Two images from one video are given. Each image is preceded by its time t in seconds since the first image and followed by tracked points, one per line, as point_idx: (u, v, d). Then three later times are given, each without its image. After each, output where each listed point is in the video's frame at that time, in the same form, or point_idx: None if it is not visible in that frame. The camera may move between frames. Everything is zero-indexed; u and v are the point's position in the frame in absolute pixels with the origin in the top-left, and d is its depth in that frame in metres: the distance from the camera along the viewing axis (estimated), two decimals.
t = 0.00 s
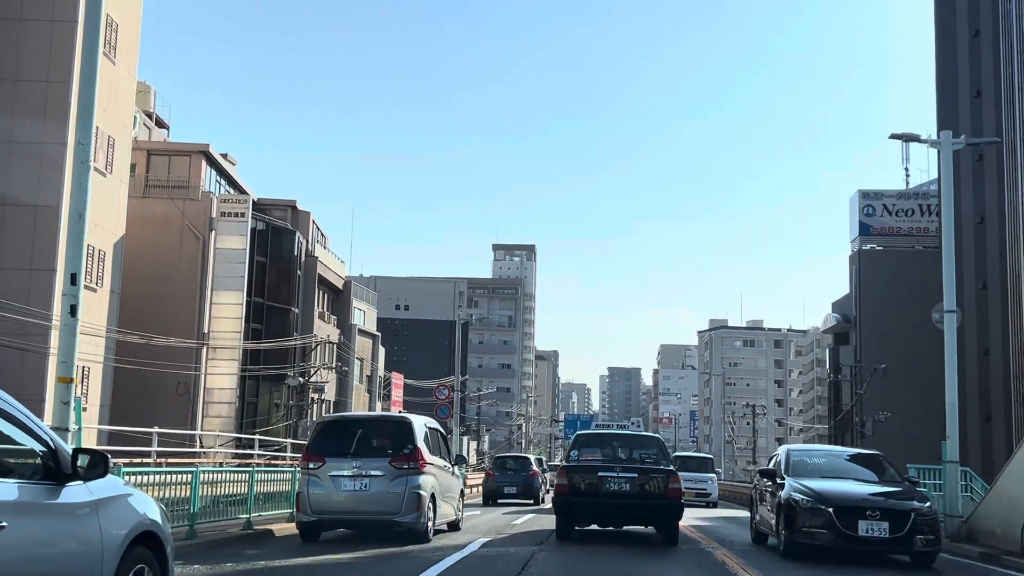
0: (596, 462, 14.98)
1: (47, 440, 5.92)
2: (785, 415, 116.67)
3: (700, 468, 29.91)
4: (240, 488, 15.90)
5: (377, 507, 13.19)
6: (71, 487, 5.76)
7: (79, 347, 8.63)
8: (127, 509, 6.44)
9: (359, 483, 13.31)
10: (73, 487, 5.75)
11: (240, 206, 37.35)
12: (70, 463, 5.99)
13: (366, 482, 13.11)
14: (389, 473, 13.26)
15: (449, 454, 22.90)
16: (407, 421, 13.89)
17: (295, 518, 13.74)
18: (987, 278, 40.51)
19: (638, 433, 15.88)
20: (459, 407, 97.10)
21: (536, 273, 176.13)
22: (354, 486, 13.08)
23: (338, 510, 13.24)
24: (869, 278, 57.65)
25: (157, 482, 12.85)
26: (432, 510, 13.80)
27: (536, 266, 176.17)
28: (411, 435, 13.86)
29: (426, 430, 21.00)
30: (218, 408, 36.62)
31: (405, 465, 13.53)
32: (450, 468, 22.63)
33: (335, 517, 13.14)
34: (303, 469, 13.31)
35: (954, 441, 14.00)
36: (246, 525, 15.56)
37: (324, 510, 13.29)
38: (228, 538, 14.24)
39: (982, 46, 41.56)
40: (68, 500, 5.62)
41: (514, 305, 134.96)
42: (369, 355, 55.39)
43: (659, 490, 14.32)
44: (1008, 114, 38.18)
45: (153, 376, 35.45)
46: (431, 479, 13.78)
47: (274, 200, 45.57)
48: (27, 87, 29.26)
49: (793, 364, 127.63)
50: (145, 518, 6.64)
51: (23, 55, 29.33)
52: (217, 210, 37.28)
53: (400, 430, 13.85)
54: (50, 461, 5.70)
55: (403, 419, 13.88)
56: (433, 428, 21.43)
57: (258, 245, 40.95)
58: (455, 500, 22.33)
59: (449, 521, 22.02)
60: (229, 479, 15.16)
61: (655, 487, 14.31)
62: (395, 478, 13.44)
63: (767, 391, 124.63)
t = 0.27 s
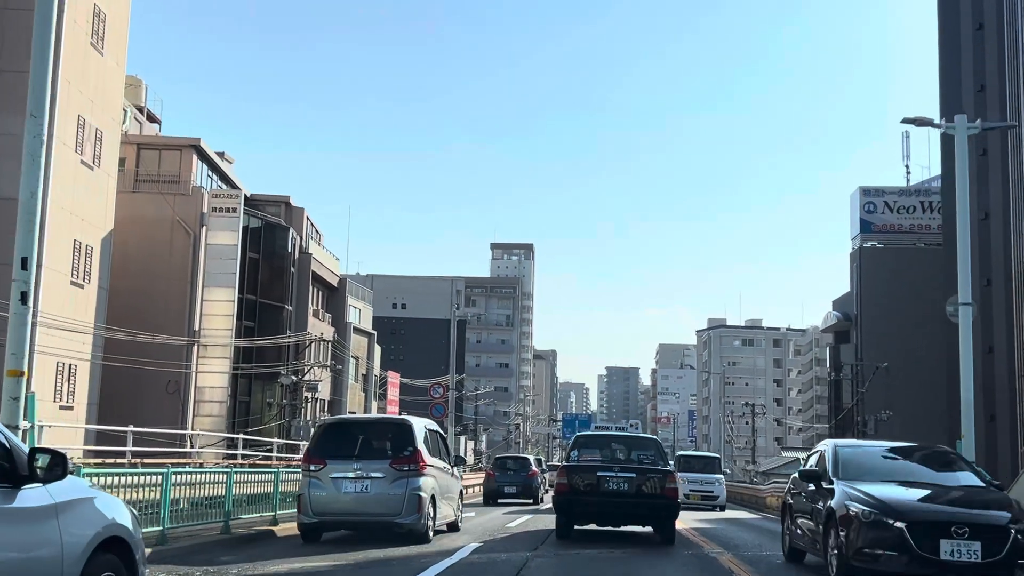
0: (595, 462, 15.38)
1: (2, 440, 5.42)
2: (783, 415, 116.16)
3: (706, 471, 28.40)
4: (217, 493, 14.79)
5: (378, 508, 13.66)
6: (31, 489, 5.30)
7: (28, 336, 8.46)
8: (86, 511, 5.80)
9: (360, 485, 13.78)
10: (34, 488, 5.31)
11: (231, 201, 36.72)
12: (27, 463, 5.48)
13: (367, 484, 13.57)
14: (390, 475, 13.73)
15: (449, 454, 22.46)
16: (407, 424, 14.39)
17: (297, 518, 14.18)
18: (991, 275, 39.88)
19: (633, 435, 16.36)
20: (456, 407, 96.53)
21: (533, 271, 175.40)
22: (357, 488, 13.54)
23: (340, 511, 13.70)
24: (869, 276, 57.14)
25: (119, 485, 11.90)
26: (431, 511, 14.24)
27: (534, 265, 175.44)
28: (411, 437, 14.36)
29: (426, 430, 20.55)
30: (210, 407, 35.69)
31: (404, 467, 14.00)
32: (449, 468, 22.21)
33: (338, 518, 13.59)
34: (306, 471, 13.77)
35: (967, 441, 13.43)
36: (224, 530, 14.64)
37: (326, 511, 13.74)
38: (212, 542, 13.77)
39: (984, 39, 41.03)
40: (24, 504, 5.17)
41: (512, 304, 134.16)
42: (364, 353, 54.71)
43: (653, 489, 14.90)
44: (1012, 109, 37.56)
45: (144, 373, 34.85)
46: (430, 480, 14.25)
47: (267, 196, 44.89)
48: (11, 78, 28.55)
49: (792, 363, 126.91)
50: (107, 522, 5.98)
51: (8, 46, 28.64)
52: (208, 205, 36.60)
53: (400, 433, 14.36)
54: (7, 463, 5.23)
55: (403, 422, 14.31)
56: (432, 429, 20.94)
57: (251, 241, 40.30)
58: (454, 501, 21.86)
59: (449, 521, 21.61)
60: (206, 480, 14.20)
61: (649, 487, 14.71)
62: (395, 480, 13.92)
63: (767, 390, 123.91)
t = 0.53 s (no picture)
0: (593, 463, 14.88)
1: None
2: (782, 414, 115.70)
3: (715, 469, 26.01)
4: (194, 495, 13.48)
5: (379, 508, 13.25)
6: None
7: None
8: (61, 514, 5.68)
9: (361, 485, 13.40)
10: None
11: (222, 196, 36.03)
12: None
13: (368, 484, 13.19)
14: (391, 475, 13.32)
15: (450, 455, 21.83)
16: (408, 423, 14.01)
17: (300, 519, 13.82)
18: (996, 271, 39.25)
19: (632, 436, 15.84)
20: (454, 406, 95.98)
21: (531, 271, 174.87)
22: (358, 488, 13.13)
23: (341, 512, 13.28)
24: (869, 273, 56.53)
25: (81, 486, 10.71)
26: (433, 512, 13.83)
27: (531, 265, 174.88)
28: (412, 437, 13.96)
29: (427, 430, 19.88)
30: (200, 405, 35.07)
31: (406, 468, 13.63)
32: (449, 468, 21.59)
33: (339, 519, 13.17)
34: (307, 472, 13.43)
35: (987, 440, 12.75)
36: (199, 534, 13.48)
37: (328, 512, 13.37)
38: (194, 545, 13.04)
39: (988, 32, 40.42)
40: None
41: (510, 303, 133.48)
42: (359, 352, 53.99)
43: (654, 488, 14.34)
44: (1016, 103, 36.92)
45: (134, 371, 34.15)
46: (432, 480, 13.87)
47: (260, 192, 44.18)
48: None
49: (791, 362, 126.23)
50: (83, 524, 5.86)
51: None
52: (199, 200, 35.97)
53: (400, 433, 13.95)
54: None
55: (404, 422, 13.92)
56: (432, 430, 20.22)
57: (242, 237, 39.61)
58: (453, 501, 21.25)
59: (449, 523, 21.00)
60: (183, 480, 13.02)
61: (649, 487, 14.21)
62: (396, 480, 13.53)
63: (765, 389, 123.22)
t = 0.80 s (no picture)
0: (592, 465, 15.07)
1: None
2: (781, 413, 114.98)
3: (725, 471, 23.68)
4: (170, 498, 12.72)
5: (380, 508, 13.31)
6: None
7: None
8: (38, 516, 5.58)
9: (362, 485, 13.47)
10: None
11: (212, 190, 35.12)
12: None
13: (370, 484, 13.28)
14: (392, 475, 13.40)
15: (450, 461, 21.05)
16: (409, 424, 14.10)
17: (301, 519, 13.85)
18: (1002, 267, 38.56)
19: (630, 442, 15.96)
20: (451, 405, 95.30)
21: (529, 270, 174.10)
22: (360, 488, 13.21)
23: (342, 512, 13.36)
24: (870, 270, 55.88)
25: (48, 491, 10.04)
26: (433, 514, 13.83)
27: (529, 264, 174.17)
28: (412, 438, 14.06)
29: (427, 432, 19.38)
30: (191, 404, 34.28)
31: (406, 468, 13.70)
32: (449, 468, 20.99)
33: (341, 519, 13.25)
34: (310, 472, 13.52)
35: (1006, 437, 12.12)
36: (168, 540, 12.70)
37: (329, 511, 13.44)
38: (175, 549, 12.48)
39: (993, 24, 39.74)
40: None
41: (508, 302, 132.72)
42: (354, 350, 53.23)
43: (651, 491, 14.36)
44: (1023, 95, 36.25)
45: (123, 368, 33.47)
46: (433, 481, 13.94)
47: (252, 187, 43.43)
48: None
49: (790, 361, 125.41)
50: (63, 527, 5.76)
51: None
52: (189, 194, 35.18)
53: (401, 434, 14.04)
54: None
55: (405, 423, 14.03)
56: (432, 431, 19.69)
57: (233, 233, 38.90)
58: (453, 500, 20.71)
59: (448, 522, 20.60)
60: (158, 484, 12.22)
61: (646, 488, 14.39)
62: (397, 480, 13.59)
63: (764, 389, 122.53)
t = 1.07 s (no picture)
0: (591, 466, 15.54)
1: None
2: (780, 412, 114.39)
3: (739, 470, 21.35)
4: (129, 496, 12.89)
5: (381, 508, 13.34)
6: None
7: None
8: (25, 516, 5.57)
9: (366, 485, 13.53)
10: None
11: (202, 184, 34.62)
12: None
13: (373, 485, 13.31)
14: (395, 476, 13.44)
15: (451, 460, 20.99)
16: (412, 427, 14.18)
17: (305, 519, 13.87)
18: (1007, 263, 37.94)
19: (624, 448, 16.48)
20: (448, 404, 94.77)
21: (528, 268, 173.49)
22: (363, 488, 13.27)
23: (345, 511, 13.43)
24: (871, 268, 55.29)
25: None
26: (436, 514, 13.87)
27: (527, 262, 173.50)
28: (415, 440, 14.10)
29: (428, 433, 19.40)
30: (180, 403, 33.61)
31: (409, 469, 13.75)
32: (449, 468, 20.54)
33: (343, 518, 13.29)
34: (313, 473, 13.55)
35: None
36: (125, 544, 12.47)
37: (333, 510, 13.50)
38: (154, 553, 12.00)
39: (997, 17, 39.14)
40: None
41: (506, 300, 132.07)
42: (349, 349, 52.55)
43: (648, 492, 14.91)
44: None
45: (111, 366, 32.78)
46: (435, 482, 14.01)
47: (245, 182, 42.66)
48: None
49: (790, 360, 124.66)
50: (49, 528, 5.74)
51: None
52: (179, 188, 34.52)
53: (403, 436, 14.07)
54: None
55: (407, 425, 14.09)
56: (434, 432, 19.85)
57: (225, 228, 38.16)
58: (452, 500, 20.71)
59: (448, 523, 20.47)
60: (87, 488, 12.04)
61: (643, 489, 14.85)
62: (399, 481, 13.62)
63: (763, 388, 121.87)
